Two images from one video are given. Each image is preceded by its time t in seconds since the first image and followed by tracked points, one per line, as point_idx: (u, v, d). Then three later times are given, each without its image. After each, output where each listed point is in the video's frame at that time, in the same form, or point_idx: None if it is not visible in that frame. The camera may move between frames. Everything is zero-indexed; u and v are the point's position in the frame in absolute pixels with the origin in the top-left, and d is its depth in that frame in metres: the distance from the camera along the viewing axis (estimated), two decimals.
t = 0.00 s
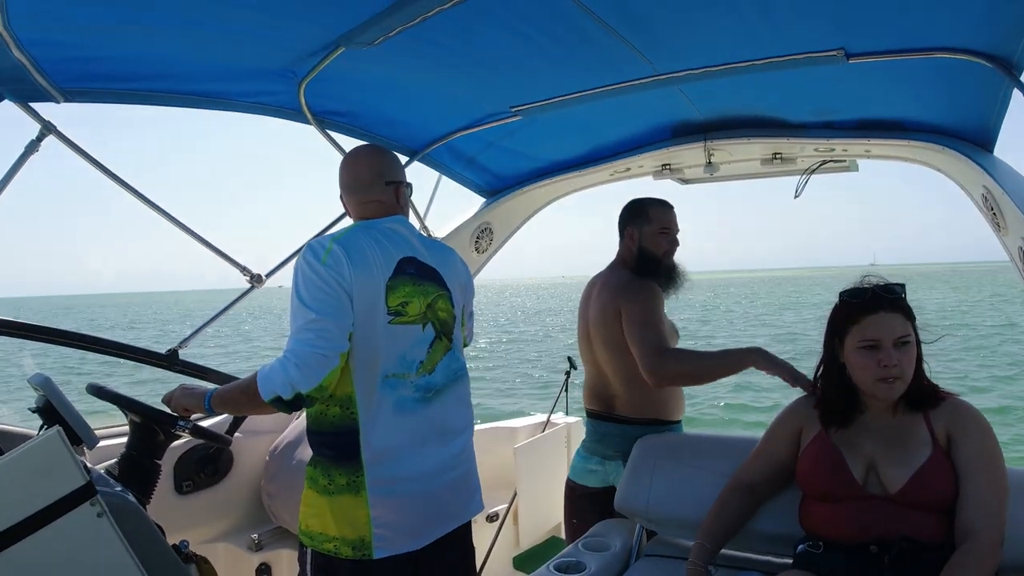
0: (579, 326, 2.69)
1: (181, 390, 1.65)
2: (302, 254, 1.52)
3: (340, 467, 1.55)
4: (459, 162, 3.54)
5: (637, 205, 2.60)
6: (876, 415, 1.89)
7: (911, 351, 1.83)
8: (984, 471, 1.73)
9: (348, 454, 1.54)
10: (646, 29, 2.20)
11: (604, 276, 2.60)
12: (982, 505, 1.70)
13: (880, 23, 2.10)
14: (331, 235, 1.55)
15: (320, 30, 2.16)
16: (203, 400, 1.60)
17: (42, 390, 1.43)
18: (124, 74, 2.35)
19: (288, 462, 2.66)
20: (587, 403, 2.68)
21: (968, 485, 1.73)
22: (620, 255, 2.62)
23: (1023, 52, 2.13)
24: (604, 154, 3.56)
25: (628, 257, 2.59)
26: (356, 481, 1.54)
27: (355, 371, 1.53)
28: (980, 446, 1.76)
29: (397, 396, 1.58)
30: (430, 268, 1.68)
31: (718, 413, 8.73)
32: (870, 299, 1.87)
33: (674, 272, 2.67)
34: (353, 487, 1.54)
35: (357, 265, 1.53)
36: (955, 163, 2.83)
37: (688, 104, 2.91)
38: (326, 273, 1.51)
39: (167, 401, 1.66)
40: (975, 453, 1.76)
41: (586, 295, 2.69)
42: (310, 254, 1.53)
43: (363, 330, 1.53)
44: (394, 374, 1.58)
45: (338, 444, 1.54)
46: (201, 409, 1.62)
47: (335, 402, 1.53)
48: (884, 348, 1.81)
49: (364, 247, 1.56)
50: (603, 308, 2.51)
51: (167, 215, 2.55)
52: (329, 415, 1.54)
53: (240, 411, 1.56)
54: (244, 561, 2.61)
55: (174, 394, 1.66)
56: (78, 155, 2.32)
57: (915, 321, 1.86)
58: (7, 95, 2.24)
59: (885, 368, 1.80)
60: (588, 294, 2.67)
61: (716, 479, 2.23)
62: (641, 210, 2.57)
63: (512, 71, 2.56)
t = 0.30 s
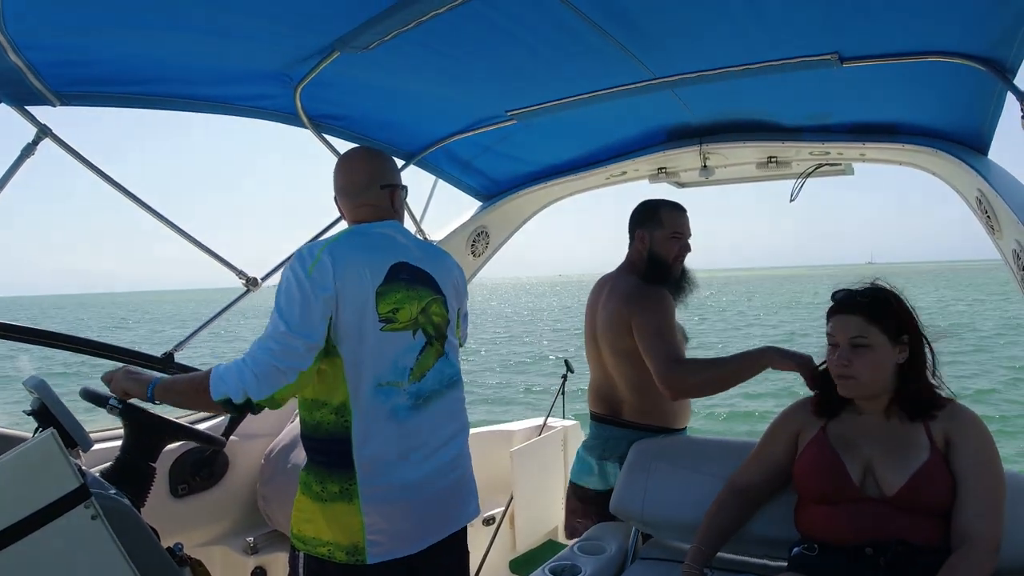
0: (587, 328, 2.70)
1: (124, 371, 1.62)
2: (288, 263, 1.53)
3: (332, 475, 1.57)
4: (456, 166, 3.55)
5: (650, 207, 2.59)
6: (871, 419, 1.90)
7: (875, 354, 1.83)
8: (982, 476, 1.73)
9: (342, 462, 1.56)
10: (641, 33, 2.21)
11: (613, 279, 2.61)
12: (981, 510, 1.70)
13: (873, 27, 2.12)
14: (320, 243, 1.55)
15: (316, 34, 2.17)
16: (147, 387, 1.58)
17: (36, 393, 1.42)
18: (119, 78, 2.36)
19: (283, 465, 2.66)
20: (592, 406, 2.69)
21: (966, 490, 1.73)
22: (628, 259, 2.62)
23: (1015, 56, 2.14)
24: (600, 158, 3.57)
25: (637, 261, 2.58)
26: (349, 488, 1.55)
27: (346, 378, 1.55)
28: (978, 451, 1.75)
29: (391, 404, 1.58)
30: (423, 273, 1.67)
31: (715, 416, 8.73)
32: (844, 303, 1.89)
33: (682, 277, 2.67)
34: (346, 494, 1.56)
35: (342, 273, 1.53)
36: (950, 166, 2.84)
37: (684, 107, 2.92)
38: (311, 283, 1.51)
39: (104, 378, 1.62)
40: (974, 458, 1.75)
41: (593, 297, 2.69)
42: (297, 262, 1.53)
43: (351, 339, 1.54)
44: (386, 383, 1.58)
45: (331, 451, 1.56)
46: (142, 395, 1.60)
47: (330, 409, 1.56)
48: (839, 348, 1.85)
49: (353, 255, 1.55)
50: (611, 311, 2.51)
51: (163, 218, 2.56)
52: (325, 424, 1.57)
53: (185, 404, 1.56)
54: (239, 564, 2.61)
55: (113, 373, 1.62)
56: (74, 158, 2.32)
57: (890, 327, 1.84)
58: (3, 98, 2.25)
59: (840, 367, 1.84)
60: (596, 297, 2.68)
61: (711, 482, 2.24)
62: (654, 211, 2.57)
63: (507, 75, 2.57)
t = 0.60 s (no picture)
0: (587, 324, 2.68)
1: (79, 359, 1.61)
2: (260, 266, 1.53)
3: (317, 473, 1.56)
4: (450, 163, 3.53)
5: (653, 203, 2.58)
6: (863, 414, 1.90)
7: (837, 343, 1.87)
8: (976, 473, 1.71)
9: (327, 460, 1.55)
10: (635, 29, 2.20)
11: (614, 275, 2.60)
12: (976, 504, 1.69)
13: (868, 21, 2.11)
14: (290, 248, 1.54)
15: (307, 30, 2.15)
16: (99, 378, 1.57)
17: (25, 392, 1.41)
18: (110, 75, 2.33)
19: (276, 464, 2.65)
20: (590, 403, 2.67)
21: (959, 486, 1.72)
22: (629, 255, 2.61)
23: (1011, 50, 2.13)
24: (594, 155, 3.55)
25: (639, 257, 2.57)
26: (333, 486, 1.55)
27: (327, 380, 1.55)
28: (972, 445, 1.73)
29: (372, 405, 1.56)
30: (404, 269, 1.65)
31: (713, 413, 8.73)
32: (824, 297, 1.93)
33: (683, 275, 2.67)
34: (330, 492, 1.55)
35: (314, 274, 1.52)
36: (946, 161, 2.84)
37: (678, 103, 2.90)
38: (279, 286, 1.50)
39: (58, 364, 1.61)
40: (969, 452, 1.73)
41: (594, 293, 2.68)
42: (268, 265, 1.53)
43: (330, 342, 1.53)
44: (368, 384, 1.56)
45: (318, 450, 1.56)
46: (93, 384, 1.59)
47: (313, 406, 1.56)
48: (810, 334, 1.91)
49: (324, 258, 1.54)
50: (612, 307, 2.50)
51: (154, 216, 2.54)
52: (308, 421, 1.57)
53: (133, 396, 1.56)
54: (233, 564, 2.60)
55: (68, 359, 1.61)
56: (64, 156, 2.31)
57: (859, 320, 1.85)
58: None
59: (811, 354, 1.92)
60: (596, 293, 2.67)
61: (707, 479, 2.23)
62: (659, 208, 2.56)
63: (501, 71, 2.56)
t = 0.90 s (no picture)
0: (581, 322, 2.69)
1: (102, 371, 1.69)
2: (258, 264, 1.54)
3: (324, 462, 1.57)
4: (450, 157, 3.54)
5: (647, 199, 2.60)
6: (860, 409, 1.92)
7: (830, 337, 1.90)
8: (973, 468, 1.72)
9: (332, 450, 1.56)
10: (638, 25, 2.20)
11: (608, 272, 2.61)
12: (974, 498, 1.70)
13: (870, 19, 2.11)
14: (287, 245, 1.54)
15: (310, 24, 2.15)
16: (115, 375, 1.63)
17: (29, 386, 1.41)
18: (111, 69, 2.33)
19: (277, 458, 2.66)
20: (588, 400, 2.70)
21: (956, 482, 1.73)
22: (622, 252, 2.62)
23: (1012, 49, 2.14)
24: (594, 149, 3.55)
25: (633, 252, 2.58)
26: (339, 477, 1.56)
27: (329, 375, 1.56)
28: (969, 441, 1.75)
29: (375, 399, 1.57)
30: (403, 264, 1.65)
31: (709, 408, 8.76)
32: (820, 295, 1.97)
33: (679, 269, 2.67)
34: (336, 483, 1.56)
35: (310, 271, 1.52)
36: (945, 159, 2.85)
37: (679, 99, 2.91)
38: (277, 284, 1.51)
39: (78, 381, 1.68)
40: (966, 447, 1.74)
41: (586, 291, 2.69)
42: (265, 265, 1.53)
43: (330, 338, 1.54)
44: (370, 378, 1.57)
45: (324, 442, 1.57)
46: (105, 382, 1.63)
47: (316, 399, 1.57)
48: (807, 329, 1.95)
49: (322, 255, 1.54)
50: (608, 304, 2.51)
51: (155, 209, 2.54)
52: (312, 413, 1.58)
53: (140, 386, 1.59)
54: (235, 557, 2.61)
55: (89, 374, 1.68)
56: (66, 150, 2.30)
57: (854, 315, 1.89)
58: None
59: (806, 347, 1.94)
60: (589, 290, 2.67)
61: (708, 473, 2.24)
62: (650, 204, 2.57)
63: (502, 66, 2.55)
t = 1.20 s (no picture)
0: (574, 326, 2.65)
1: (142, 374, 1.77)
2: (266, 252, 1.54)
3: (322, 448, 1.57)
4: (461, 147, 3.52)
5: (633, 199, 2.56)
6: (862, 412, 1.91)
7: (825, 343, 1.92)
8: (976, 475, 1.72)
9: (331, 437, 1.56)
10: (655, 21, 2.18)
11: (604, 275, 2.56)
12: (976, 507, 1.70)
13: (891, 23, 2.09)
14: (294, 230, 1.54)
15: (325, 9, 2.13)
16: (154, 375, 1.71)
17: (36, 366, 1.42)
18: (123, 48, 2.32)
19: (280, 444, 2.66)
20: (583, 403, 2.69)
21: (959, 488, 1.73)
22: (616, 251, 2.59)
23: None
24: (604, 144, 3.53)
25: (630, 250, 2.56)
26: (335, 463, 1.56)
27: (332, 362, 1.55)
28: (974, 447, 1.74)
29: (376, 387, 1.56)
30: (411, 252, 1.64)
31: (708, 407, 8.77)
32: (819, 303, 1.98)
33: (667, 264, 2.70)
34: (333, 469, 1.56)
35: (317, 256, 1.51)
36: (959, 165, 2.83)
37: (693, 96, 2.88)
38: (284, 270, 1.50)
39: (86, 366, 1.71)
40: (971, 456, 1.74)
41: (578, 294, 2.63)
42: (273, 251, 1.53)
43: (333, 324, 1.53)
44: (371, 366, 1.56)
45: (324, 428, 1.56)
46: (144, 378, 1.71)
47: (318, 384, 1.57)
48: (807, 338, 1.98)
49: (329, 241, 1.53)
50: (612, 307, 2.49)
51: (165, 191, 2.53)
52: (313, 397, 1.58)
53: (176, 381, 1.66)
54: (235, 541, 2.61)
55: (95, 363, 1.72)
56: (76, 128, 2.29)
57: (844, 319, 1.89)
58: (6, 66, 2.21)
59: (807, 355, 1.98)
60: (582, 293, 2.62)
61: (711, 473, 2.24)
62: (642, 202, 2.54)
63: (516, 58, 2.53)
